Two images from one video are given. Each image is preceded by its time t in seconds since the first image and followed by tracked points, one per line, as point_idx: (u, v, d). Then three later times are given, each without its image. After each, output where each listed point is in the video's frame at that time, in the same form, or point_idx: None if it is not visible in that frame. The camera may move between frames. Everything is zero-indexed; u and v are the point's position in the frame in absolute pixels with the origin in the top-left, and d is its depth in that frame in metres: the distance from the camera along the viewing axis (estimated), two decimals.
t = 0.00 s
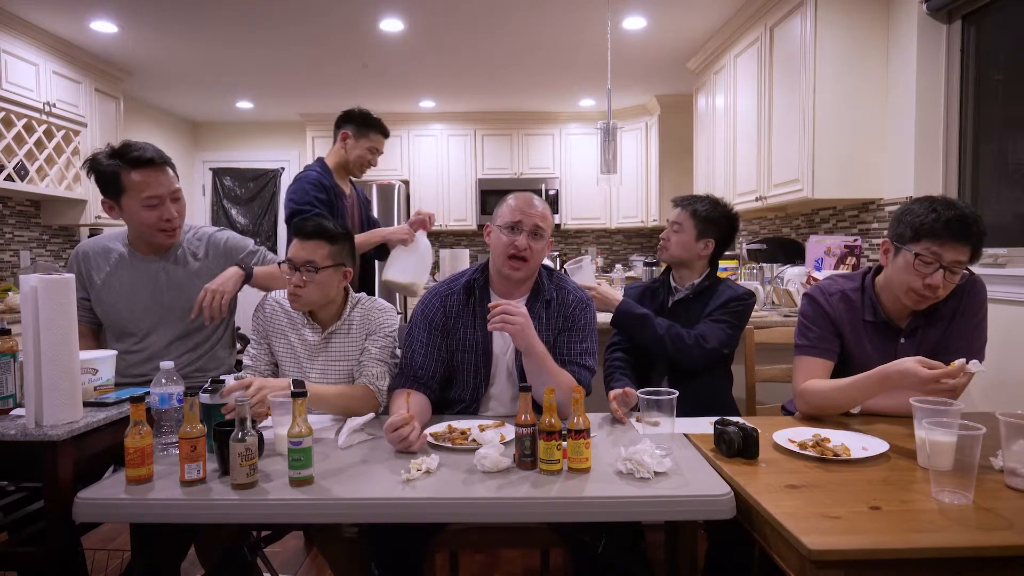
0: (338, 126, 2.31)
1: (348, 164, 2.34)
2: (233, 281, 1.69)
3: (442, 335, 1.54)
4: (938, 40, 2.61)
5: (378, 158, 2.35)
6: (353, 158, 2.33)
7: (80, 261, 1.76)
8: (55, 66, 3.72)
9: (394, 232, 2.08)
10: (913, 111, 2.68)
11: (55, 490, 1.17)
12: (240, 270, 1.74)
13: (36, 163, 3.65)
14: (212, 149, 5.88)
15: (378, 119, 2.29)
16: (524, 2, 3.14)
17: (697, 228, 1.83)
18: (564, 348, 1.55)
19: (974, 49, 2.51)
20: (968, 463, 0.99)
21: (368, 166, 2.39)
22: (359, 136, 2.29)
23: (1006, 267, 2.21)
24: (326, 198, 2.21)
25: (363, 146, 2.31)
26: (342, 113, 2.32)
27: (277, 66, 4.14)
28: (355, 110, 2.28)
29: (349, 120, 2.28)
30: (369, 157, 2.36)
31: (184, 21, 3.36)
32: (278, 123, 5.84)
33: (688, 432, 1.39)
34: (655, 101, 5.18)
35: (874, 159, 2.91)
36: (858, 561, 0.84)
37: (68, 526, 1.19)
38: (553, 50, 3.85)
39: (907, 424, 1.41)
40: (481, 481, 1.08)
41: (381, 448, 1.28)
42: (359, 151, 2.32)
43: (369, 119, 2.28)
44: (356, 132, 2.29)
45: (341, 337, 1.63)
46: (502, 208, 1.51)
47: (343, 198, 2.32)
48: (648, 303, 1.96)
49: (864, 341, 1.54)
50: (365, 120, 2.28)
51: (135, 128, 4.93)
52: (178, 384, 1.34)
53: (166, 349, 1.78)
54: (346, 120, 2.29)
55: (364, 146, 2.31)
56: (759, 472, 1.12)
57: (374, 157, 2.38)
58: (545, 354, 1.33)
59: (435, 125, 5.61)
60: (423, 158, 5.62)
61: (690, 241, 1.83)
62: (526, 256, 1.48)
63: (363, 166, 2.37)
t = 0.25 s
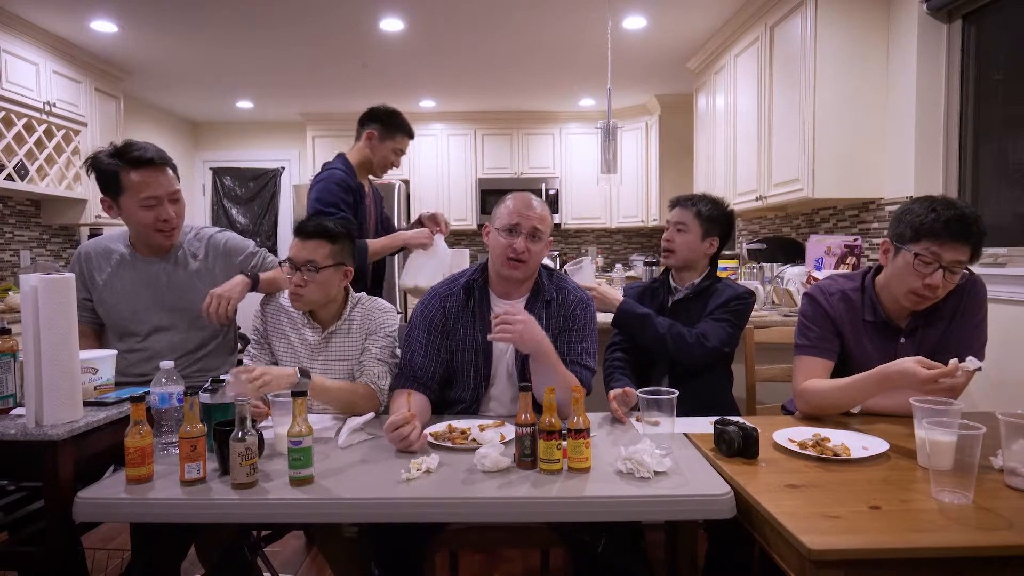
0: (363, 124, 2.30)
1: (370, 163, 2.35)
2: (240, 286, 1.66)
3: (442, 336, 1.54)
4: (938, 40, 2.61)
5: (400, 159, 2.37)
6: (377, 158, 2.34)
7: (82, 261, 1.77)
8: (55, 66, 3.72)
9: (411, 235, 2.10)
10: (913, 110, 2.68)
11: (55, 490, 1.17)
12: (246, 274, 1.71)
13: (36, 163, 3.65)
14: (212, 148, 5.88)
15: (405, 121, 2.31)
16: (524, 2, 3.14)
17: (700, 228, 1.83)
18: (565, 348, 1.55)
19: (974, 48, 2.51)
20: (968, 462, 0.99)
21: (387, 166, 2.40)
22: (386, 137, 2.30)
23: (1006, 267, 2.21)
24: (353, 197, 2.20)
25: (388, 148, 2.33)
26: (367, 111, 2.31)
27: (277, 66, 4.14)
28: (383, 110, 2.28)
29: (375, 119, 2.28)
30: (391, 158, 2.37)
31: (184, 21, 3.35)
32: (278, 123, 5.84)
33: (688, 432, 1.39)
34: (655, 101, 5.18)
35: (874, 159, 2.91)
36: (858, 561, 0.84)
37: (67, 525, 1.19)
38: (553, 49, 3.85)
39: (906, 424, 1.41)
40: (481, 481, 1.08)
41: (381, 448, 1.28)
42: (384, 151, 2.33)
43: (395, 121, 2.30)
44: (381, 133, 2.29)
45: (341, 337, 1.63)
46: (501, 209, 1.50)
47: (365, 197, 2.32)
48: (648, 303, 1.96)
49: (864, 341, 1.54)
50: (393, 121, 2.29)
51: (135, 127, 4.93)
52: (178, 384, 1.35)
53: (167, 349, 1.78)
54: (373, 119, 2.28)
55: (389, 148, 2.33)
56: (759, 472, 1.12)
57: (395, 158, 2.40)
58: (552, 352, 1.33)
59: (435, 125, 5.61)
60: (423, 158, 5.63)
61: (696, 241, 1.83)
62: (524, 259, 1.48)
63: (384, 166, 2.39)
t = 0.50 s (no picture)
0: (382, 124, 2.28)
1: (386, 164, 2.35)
2: (241, 288, 1.66)
3: (440, 337, 1.54)
4: (938, 40, 2.61)
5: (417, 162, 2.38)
6: (394, 158, 2.33)
7: (82, 261, 1.76)
8: (55, 66, 3.72)
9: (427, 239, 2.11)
10: (913, 110, 2.68)
11: (55, 490, 1.17)
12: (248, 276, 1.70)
13: (36, 163, 3.65)
14: (212, 148, 5.87)
15: (426, 125, 2.31)
16: (524, 2, 3.14)
17: (700, 228, 1.84)
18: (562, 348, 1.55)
19: (974, 48, 2.50)
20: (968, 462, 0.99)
21: (402, 168, 2.41)
22: (405, 140, 2.30)
23: (1006, 267, 2.21)
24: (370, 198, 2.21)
25: (406, 150, 2.32)
26: (386, 110, 2.29)
27: (277, 66, 4.13)
28: (403, 112, 2.27)
29: (395, 119, 2.27)
30: (408, 160, 2.38)
31: (183, 21, 3.35)
32: (277, 123, 5.84)
33: (688, 432, 1.39)
34: (655, 101, 5.18)
35: (874, 159, 2.91)
36: (858, 561, 0.84)
37: (67, 525, 1.19)
38: (553, 50, 3.85)
39: (906, 424, 1.41)
40: (481, 480, 1.08)
41: (380, 448, 1.28)
42: (402, 154, 2.33)
43: (415, 124, 2.29)
44: (401, 135, 2.28)
45: (341, 337, 1.63)
46: (485, 214, 1.47)
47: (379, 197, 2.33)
48: (648, 305, 1.96)
49: (864, 341, 1.54)
50: (413, 124, 2.29)
51: (135, 127, 4.92)
52: (178, 384, 1.35)
53: (167, 349, 1.78)
54: (392, 120, 2.27)
55: (407, 151, 2.33)
56: (758, 472, 1.12)
57: (411, 160, 2.40)
58: (554, 353, 1.31)
59: (435, 125, 5.60)
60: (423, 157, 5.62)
61: (696, 241, 1.83)
62: (512, 265, 1.45)
63: (399, 168, 2.39)
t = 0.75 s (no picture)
0: (392, 123, 2.27)
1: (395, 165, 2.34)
2: (248, 289, 1.64)
3: (437, 338, 1.54)
4: (938, 39, 2.61)
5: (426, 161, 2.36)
6: (404, 159, 2.32)
7: (81, 261, 1.76)
8: (54, 66, 3.72)
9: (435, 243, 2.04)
10: (913, 110, 2.68)
11: (55, 490, 1.17)
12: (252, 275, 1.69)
13: (36, 163, 3.65)
14: (212, 148, 5.87)
15: (436, 126, 2.29)
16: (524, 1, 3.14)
17: (704, 228, 1.83)
18: (561, 348, 1.55)
19: (974, 48, 2.50)
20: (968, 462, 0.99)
21: (413, 168, 2.39)
22: (414, 140, 2.28)
23: (1006, 267, 2.21)
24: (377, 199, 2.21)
25: (415, 151, 2.31)
26: (397, 110, 2.28)
27: (277, 66, 4.13)
28: (413, 112, 2.26)
29: (404, 119, 2.26)
30: (417, 160, 2.36)
31: (183, 21, 3.35)
32: (277, 123, 5.84)
33: (688, 431, 1.39)
34: (655, 101, 5.18)
35: (874, 159, 2.91)
36: (858, 560, 0.84)
37: (67, 525, 1.18)
38: (553, 49, 3.85)
39: (906, 424, 1.41)
40: (481, 480, 1.08)
41: (379, 447, 1.28)
42: (411, 153, 2.32)
43: (426, 125, 2.27)
44: (411, 134, 2.27)
45: (341, 336, 1.63)
46: (482, 212, 1.47)
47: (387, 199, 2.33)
48: (647, 306, 1.97)
49: (864, 340, 1.54)
50: (422, 124, 2.27)
51: (135, 127, 4.92)
52: (178, 384, 1.35)
53: (167, 348, 1.78)
54: (402, 119, 2.26)
55: (417, 152, 2.32)
56: (758, 472, 1.12)
57: (421, 161, 2.39)
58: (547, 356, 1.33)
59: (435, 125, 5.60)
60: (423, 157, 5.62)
61: (696, 240, 1.83)
62: (510, 262, 1.46)
63: (409, 168, 2.38)
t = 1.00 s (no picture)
0: (398, 125, 2.26)
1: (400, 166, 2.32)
2: (246, 294, 1.65)
3: (436, 342, 1.53)
4: (938, 40, 2.61)
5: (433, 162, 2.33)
6: (409, 160, 2.29)
7: (81, 262, 1.76)
8: (55, 66, 3.72)
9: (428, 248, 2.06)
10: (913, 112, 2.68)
11: (55, 491, 1.17)
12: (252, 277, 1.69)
13: (36, 163, 3.65)
14: (212, 148, 5.87)
15: (441, 126, 2.25)
16: (524, 1, 3.13)
17: (707, 230, 1.84)
18: (560, 350, 1.54)
19: (974, 48, 2.50)
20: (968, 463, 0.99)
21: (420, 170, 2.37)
22: (418, 141, 2.25)
23: (1006, 267, 2.21)
24: (379, 202, 2.21)
25: (421, 152, 2.28)
26: (403, 112, 2.27)
27: (277, 66, 4.13)
28: (417, 113, 2.23)
29: (408, 121, 2.24)
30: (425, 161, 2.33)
31: (183, 21, 3.35)
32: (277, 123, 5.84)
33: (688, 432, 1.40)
34: (655, 101, 5.18)
35: (874, 160, 2.91)
36: (858, 561, 0.84)
37: (67, 525, 1.18)
38: (553, 50, 3.85)
39: (906, 424, 1.41)
40: (481, 481, 1.09)
41: (380, 447, 1.29)
42: (416, 155, 2.29)
43: (431, 126, 2.24)
44: (415, 135, 2.24)
45: (341, 336, 1.63)
46: (481, 218, 1.43)
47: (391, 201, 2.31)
48: (646, 307, 1.97)
49: (864, 341, 1.54)
50: (427, 125, 2.23)
51: (135, 128, 4.93)
52: (178, 384, 1.35)
53: (167, 349, 1.78)
54: (407, 120, 2.24)
55: (421, 153, 2.28)
56: (758, 472, 1.12)
57: (429, 163, 2.35)
58: (545, 360, 1.34)
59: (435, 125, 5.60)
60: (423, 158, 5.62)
61: (702, 242, 1.83)
62: (512, 271, 1.43)
63: (416, 170, 2.35)
